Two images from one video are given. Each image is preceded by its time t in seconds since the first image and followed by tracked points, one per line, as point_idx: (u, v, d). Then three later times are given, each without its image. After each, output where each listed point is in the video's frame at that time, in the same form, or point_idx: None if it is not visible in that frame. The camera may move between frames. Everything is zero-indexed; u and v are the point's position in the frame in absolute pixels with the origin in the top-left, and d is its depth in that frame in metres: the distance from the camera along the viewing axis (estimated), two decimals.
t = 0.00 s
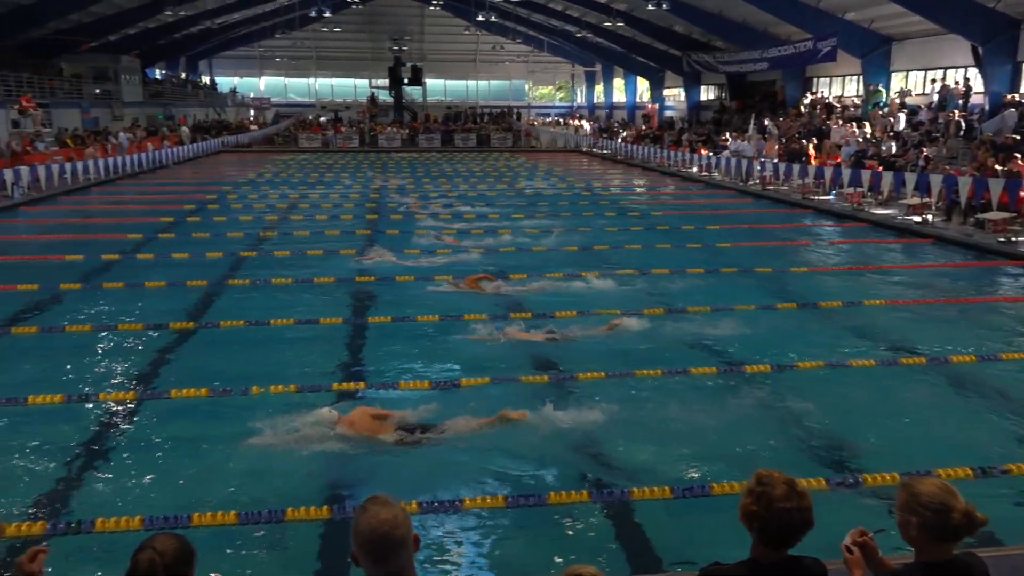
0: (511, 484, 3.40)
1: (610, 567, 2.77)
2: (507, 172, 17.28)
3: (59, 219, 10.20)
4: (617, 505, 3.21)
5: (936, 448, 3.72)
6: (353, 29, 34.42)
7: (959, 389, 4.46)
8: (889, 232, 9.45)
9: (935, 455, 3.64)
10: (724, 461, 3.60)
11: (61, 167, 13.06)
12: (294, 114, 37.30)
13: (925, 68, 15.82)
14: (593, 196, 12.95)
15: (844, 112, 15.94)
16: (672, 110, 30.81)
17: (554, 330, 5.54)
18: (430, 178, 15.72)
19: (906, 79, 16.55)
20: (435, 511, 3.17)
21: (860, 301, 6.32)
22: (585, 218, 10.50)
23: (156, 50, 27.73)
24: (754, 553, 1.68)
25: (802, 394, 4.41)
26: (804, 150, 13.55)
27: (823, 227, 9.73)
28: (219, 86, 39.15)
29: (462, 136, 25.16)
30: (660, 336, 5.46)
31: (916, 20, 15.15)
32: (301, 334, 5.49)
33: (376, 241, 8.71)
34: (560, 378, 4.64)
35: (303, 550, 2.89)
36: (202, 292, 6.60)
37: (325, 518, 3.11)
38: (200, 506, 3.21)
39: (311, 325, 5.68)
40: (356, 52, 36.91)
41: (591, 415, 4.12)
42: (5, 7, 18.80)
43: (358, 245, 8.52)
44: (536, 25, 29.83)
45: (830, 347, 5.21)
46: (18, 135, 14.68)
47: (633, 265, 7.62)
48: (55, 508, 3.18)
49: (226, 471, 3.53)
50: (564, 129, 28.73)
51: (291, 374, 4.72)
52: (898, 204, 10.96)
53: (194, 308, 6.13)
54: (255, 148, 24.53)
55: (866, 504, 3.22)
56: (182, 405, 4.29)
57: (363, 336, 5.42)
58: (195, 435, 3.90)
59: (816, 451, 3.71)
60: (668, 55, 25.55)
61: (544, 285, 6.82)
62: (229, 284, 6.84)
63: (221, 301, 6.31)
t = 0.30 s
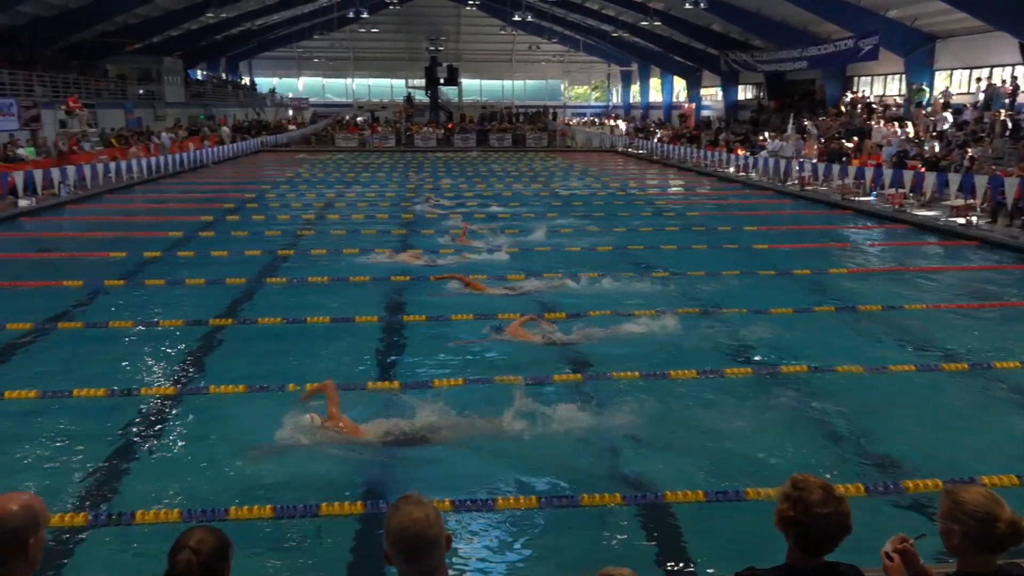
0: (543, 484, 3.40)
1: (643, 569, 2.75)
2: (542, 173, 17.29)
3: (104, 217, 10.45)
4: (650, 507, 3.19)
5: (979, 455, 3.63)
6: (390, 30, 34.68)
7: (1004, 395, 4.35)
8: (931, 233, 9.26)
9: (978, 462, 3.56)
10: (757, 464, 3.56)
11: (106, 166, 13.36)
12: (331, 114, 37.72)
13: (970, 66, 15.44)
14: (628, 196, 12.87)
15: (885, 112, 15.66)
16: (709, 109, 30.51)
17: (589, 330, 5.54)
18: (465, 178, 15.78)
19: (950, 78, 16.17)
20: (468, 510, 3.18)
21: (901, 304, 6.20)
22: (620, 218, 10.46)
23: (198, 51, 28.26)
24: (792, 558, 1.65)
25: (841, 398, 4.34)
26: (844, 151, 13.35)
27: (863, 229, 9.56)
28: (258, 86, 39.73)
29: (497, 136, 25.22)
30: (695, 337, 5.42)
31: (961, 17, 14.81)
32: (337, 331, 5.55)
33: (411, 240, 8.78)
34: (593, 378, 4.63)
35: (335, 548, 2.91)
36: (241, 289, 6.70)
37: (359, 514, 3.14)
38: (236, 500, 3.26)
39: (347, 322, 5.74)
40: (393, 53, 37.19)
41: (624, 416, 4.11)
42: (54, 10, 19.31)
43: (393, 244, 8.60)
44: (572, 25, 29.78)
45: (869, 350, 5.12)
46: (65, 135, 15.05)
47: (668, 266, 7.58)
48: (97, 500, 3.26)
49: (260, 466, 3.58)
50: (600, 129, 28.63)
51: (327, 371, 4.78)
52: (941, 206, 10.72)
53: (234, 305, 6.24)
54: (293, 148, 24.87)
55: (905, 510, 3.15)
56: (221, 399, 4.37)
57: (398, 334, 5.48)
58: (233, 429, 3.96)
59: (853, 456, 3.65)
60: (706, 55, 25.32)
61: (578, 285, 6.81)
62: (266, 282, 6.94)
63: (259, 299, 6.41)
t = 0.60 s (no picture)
0: (571, 485, 3.39)
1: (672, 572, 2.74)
2: (572, 173, 17.26)
3: (140, 215, 10.63)
4: (680, 510, 3.17)
5: (1016, 461, 3.55)
6: (422, 31, 34.87)
7: None
8: (969, 235, 9.09)
9: (1016, 469, 3.48)
10: (787, 468, 3.54)
11: (142, 166, 13.59)
12: (363, 114, 38.03)
13: (1010, 65, 15.07)
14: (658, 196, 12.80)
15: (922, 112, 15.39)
16: (741, 109, 30.22)
17: (619, 331, 5.53)
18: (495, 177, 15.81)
19: (990, 76, 15.80)
20: (496, 510, 3.19)
21: (937, 307, 6.09)
22: (650, 218, 10.42)
23: (233, 52, 28.63)
24: (822, 563, 1.63)
25: (874, 402, 4.28)
26: (880, 151, 13.15)
27: (899, 230, 9.40)
28: (291, 87, 40.14)
29: (527, 136, 25.23)
30: (725, 339, 5.37)
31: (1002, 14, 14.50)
32: (368, 330, 5.60)
33: (441, 240, 8.82)
34: (622, 379, 4.62)
35: (365, 546, 2.93)
36: (273, 288, 6.78)
37: (387, 513, 3.17)
38: (267, 495, 3.31)
39: (377, 321, 5.79)
40: (425, 53, 37.39)
41: (653, 418, 4.09)
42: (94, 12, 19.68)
43: (423, 243, 8.64)
44: (603, 24, 29.70)
45: (904, 354, 5.03)
46: (103, 134, 15.33)
47: (699, 267, 7.53)
48: (132, 494, 3.32)
49: (291, 462, 3.62)
50: (631, 129, 28.51)
51: (358, 369, 4.83)
52: (980, 207, 10.51)
53: (266, 303, 6.33)
54: (326, 148, 25.09)
55: (941, 516, 3.10)
56: (254, 396, 4.43)
57: (428, 333, 5.51)
58: (264, 425, 4.01)
59: (887, 462, 3.59)
60: (739, 54, 25.09)
61: (607, 285, 6.80)
62: (298, 280, 7.01)
63: (291, 297, 6.49)
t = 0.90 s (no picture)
0: (598, 488, 3.38)
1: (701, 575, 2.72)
2: (602, 173, 17.21)
3: (176, 214, 10.82)
4: (709, 513, 3.15)
5: None
6: (452, 31, 35.03)
7: None
8: (1008, 237, 8.89)
9: None
10: (820, 473, 3.48)
11: (178, 165, 13.82)
12: (394, 114, 38.31)
13: None
14: (689, 197, 12.72)
15: (961, 111, 15.09)
16: (774, 109, 29.89)
17: (648, 332, 5.51)
18: (525, 177, 15.84)
19: None
20: (523, 510, 3.19)
21: (975, 311, 5.96)
22: (680, 219, 10.34)
23: (267, 53, 29.01)
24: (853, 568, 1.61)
25: (908, 406, 4.22)
26: (915, 151, 12.93)
27: (935, 232, 9.23)
28: (323, 87, 40.55)
29: (557, 136, 25.22)
30: (756, 341, 5.33)
31: None
32: (398, 328, 5.65)
33: (469, 240, 8.85)
34: (651, 380, 4.60)
35: (392, 547, 2.94)
36: (305, 286, 6.85)
37: (415, 512, 3.18)
38: (297, 493, 3.33)
39: (406, 320, 5.83)
40: (455, 53, 37.54)
41: (680, 420, 4.06)
42: (132, 14, 20.07)
43: (452, 243, 8.68)
44: (634, 24, 29.60)
45: (939, 358, 4.94)
46: (140, 134, 15.62)
47: (730, 268, 7.47)
48: (165, 490, 3.37)
49: (321, 460, 3.66)
50: (661, 129, 28.34)
51: (388, 367, 4.87)
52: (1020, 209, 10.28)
53: (298, 301, 6.40)
54: (357, 148, 25.32)
55: (979, 524, 3.03)
56: (285, 392, 4.49)
57: (456, 332, 5.54)
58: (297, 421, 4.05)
59: (922, 467, 3.53)
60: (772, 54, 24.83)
61: (637, 286, 6.78)
62: (329, 279, 7.09)
63: (323, 295, 6.55)
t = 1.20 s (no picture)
0: (625, 489, 3.36)
1: None
2: (630, 173, 17.14)
3: (208, 213, 10.97)
4: (736, 516, 3.12)
5: None
6: (481, 31, 35.10)
7: None
8: None
9: None
10: (849, 476, 3.45)
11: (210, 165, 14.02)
12: (422, 114, 38.50)
13: None
14: (718, 198, 12.61)
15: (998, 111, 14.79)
16: (805, 109, 29.53)
17: (676, 333, 5.48)
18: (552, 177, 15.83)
19: None
20: (549, 510, 3.18)
21: (1011, 314, 5.84)
22: (708, 220, 10.27)
23: (298, 54, 29.32)
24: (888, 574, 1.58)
25: (941, 411, 4.14)
26: (951, 152, 12.70)
27: (971, 234, 9.05)
28: (353, 87, 40.87)
29: (585, 135, 25.17)
30: (785, 343, 5.28)
31: None
32: (425, 327, 5.68)
33: (496, 240, 8.86)
34: (678, 381, 4.57)
35: (418, 545, 2.94)
36: (333, 284, 6.92)
37: (441, 510, 3.19)
38: (323, 489, 3.36)
39: (433, 319, 5.85)
40: (484, 53, 37.62)
41: (708, 421, 4.04)
42: (166, 15, 20.40)
43: (479, 243, 8.70)
44: (663, 24, 29.44)
45: (974, 362, 4.85)
46: (174, 134, 15.86)
47: (759, 269, 7.40)
48: (196, 485, 3.42)
49: (348, 457, 3.69)
50: (690, 129, 28.17)
51: (415, 366, 4.90)
52: None
53: (327, 299, 6.46)
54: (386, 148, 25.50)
55: (1015, 531, 2.97)
56: (313, 389, 4.54)
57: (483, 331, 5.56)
58: (325, 418, 4.10)
59: (956, 473, 3.47)
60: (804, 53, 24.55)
61: (664, 286, 6.75)
62: (358, 278, 7.14)
63: (351, 294, 6.60)
